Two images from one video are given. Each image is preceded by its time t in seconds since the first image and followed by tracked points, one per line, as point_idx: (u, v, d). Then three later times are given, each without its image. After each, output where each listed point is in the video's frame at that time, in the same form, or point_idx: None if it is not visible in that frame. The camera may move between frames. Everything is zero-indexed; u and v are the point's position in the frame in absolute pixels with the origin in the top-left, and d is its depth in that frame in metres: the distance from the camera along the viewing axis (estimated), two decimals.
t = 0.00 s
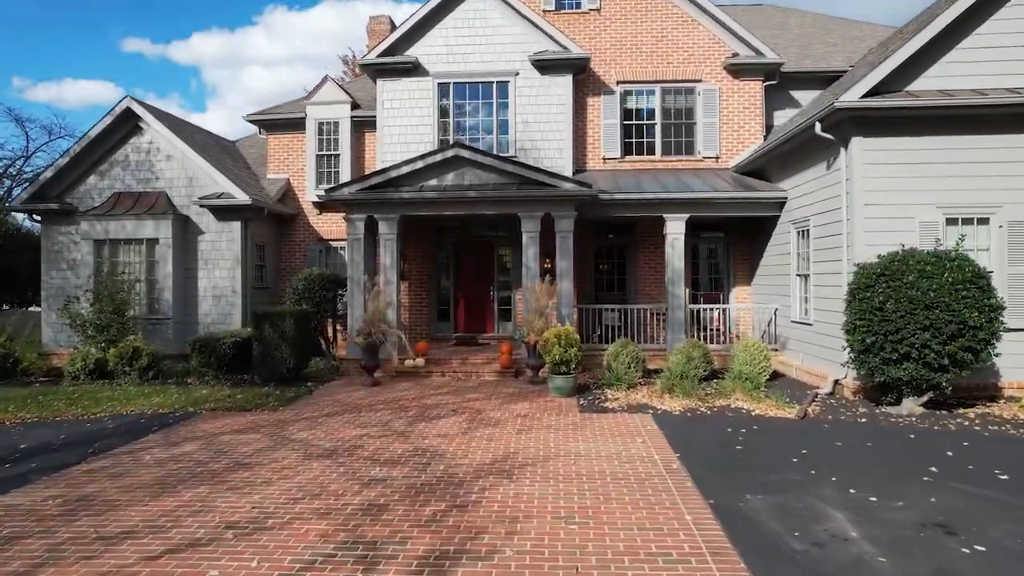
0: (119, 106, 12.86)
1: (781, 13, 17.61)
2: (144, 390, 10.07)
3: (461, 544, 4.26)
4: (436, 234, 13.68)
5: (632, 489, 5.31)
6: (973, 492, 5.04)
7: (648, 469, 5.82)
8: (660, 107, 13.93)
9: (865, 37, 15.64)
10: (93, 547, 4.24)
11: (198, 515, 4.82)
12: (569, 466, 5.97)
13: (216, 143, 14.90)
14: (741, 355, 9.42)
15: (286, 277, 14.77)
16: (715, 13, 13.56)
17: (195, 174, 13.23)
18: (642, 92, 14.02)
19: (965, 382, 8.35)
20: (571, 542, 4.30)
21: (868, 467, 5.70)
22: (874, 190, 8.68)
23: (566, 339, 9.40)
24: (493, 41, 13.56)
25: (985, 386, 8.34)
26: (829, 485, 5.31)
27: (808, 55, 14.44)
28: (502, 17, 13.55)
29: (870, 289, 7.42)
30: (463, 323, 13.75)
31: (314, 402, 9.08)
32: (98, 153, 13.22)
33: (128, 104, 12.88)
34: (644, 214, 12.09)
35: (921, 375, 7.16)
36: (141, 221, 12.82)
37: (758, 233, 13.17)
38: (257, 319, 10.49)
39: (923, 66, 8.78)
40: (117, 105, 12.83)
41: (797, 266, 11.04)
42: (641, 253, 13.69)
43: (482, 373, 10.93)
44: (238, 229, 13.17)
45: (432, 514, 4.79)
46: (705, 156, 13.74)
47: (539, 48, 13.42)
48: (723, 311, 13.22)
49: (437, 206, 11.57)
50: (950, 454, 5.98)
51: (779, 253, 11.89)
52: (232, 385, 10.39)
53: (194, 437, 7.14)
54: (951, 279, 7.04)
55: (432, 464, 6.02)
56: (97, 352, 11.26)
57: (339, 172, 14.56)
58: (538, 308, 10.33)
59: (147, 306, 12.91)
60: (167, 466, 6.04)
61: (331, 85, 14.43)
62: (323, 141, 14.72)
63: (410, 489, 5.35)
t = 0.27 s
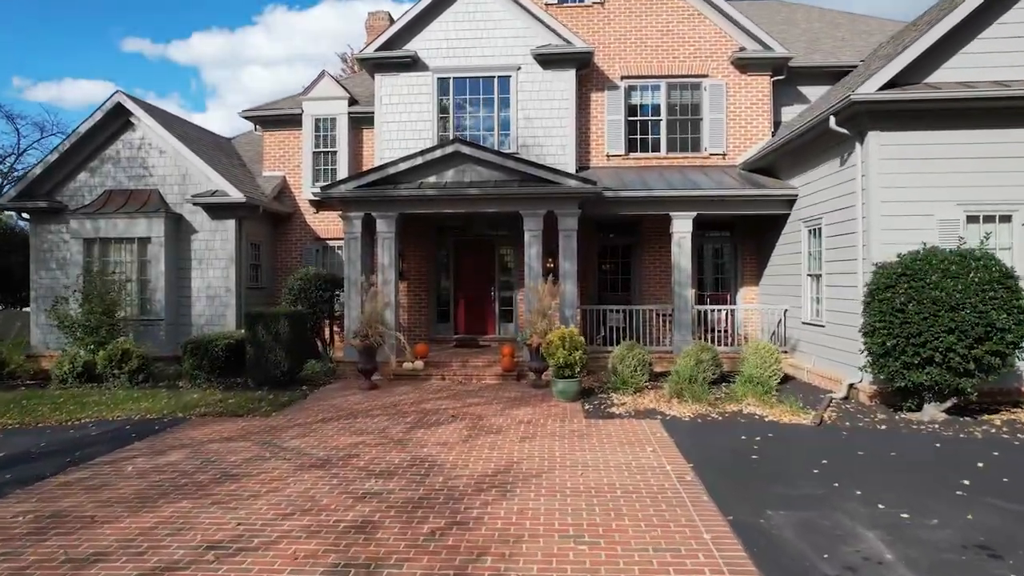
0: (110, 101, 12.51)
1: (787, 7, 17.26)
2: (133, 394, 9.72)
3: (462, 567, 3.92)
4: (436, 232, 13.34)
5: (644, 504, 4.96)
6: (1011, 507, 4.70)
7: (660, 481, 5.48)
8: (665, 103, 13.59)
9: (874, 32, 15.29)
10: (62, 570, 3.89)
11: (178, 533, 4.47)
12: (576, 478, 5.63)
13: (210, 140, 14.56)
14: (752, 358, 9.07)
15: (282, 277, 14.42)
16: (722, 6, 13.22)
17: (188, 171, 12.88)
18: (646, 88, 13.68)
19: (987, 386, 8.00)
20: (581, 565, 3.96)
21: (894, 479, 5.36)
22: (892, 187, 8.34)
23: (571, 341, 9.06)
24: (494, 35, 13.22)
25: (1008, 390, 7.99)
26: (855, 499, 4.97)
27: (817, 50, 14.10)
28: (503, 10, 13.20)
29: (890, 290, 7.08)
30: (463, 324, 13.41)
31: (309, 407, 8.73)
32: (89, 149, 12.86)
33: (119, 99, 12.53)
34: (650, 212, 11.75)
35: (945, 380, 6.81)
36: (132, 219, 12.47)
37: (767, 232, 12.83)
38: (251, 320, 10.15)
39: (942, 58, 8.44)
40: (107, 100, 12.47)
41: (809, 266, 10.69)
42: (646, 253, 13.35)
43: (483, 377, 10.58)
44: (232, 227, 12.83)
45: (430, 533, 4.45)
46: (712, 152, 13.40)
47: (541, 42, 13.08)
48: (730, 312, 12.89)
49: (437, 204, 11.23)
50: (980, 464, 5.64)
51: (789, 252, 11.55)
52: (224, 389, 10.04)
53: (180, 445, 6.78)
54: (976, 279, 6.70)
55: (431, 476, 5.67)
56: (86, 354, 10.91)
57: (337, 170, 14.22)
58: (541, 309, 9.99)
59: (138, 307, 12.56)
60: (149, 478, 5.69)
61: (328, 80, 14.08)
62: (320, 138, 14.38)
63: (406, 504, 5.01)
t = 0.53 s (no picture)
0: (100, 95, 12.15)
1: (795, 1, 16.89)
2: (121, 398, 9.36)
3: None
4: (436, 231, 13.00)
5: (659, 522, 4.62)
6: None
7: (674, 496, 5.14)
8: (671, 98, 13.26)
9: (885, 26, 14.93)
10: None
11: (155, 554, 4.12)
12: (584, 491, 5.29)
13: (204, 136, 14.21)
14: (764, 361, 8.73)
15: (277, 277, 14.08)
16: None
17: (181, 168, 12.52)
18: (652, 83, 13.33)
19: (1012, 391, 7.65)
20: None
21: (926, 493, 5.00)
22: (911, 183, 7.99)
23: (576, 343, 8.71)
24: (496, 28, 12.87)
25: None
26: (886, 515, 4.62)
27: (826, 44, 13.74)
28: (505, 2, 12.85)
29: (914, 290, 6.73)
30: (463, 325, 13.06)
31: (303, 412, 8.38)
32: (78, 145, 12.51)
33: (109, 94, 12.18)
34: (655, 211, 11.40)
35: (972, 386, 6.47)
36: (123, 217, 12.11)
37: (776, 231, 12.49)
38: (244, 321, 9.80)
39: (964, 48, 8.09)
40: (97, 95, 12.12)
41: (821, 266, 10.34)
42: (651, 252, 13.01)
43: (483, 381, 10.23)
44: (226, 226, 12.48)
45: (429, 555, 4.10)
46: (718, 149, 13.07)
47: (544, 36, 12.73)
48: (738, 313, 12.55)
49: (436, 202, 10.88)
50: (1015, 476, 5.29)
51: (800, 252, 11.19)
52: (216, 393, 9.69)
53: (166, 454, 6.43)
54: (1007, 279, 6.35)
55: (430, 490, 5.33)
56: (74, 357, 10.55)
57: (334, 167, 13.88)
58: (545, 310, 9.65)
59: (129, 308, 12.21)
60: (129, 490, 5.34)
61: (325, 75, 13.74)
62: (317, 135, 14.04)
63: (403, 522, 4.66)
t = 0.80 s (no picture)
0: (89, 90, 11.79)
1: None
2: (108, 402, 9.00)
3: None
4: (435, 230, 12.65)
5: (676, 543, 4.26)
6: None
7: (691, 513, 4.79)
8: (677, 94, 12.93)
9: (896, 20, 14.57)
10: None
11: None
12: (594, 506, 4.94)
13: (198, 133, 13.86)
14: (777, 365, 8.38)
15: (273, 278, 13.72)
16: None
17: (173, 165, 12.16)
18: (657, 78, 12.99)
19: None
20: None
21: (963, 509, 4.65)
22: (933, 179, 7.63)
23: (581, 346, 8.35)
24: (497, 21, 12.51)
25: None
26: (923, 535, 4.26)
27: (836, 38, 13.39)
28: None
29: (940, 290, 6.38)
30: (464, 327, 12.71)
31: (296, 418, 8.03)
32: (68, 141, 12.15)
33: (99, 89, 11.83)
34: (662, 208, 11.05)
35: (1002, 392, 6.12)
36: (113, 216, 11.75)
37: (785, 230, 12.15)
38: (236, 322, 9.46)
39: (987, 38, 7.74)
40: (87, 89, 11.76)
41: (834, 265, 9.99)
42: (657, 252, 12.66)
43: (485, 385, 9.88)
44: (220, 224, 12.13)
45: None
46: (726, 146, 12.75)
47: (547, 29, 12.38)
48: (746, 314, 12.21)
49: (436, 199, 10.53)
50: None
51: (811, 251, 10.84)
52: (208, 397, 9.33)
53: (149, 464, 6.07)
54: None
55: (429, 505, 4.98)
56: (60, 361, 10.19)
57: (331, 164, 13.55)
58: (548, 311, 9.31)
59: (120, 309, 11.86)
60: (107, 505, 4.98)
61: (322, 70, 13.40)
62: (314, 131, 13.69)
63: (399, 543, 4.31)
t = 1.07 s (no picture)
0: (78, 84, 11.43)
1: None
2: (95, 407, 8.65)
3: None
4: (435, 228, 12.31)
5: (698, 567, 3.91)
6: None
7: (711, 532, 4.45)
8: (684, 88, 12.58)
9: (906, 13, 14.21)
10: None
11: None
12: (606, 524, 4.60)
13: (191, 129, 13.50)
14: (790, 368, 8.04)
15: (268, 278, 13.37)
16: None
17: (164, 161, 11.81)
18: (663, 72, 12.65)
19: None
20: None
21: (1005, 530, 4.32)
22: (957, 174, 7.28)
23: (588, 349, 8.00)
24: (498, 14, 12.16)
25: None
26: (966, 559, 3.93)
27: (847, 31, 13.03)
28: None
29: (968, 292, 6.08)
30: (464, 328, 12.36)
31: (290, 425, 7.69)
32: (56, 137, 11.79)
33: (88, 83, 11.47)
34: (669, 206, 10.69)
35: None
36: (102, 213, 11.38)
37: (795, 228, 11.83)
38: (227, 324, 9.09)
39: (1013, 27, 7.40)
40: (75, 83, 11.40)
41: (848, 265, 9.63)
42: (663, 251, 12.32)
43: (486, 389, 9.54)
44: (213, 223, 11.79)
45: None
46: (734, 142, 12.41)
47: (550, 21, 12.03)
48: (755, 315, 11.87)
49: (435, 196, 10.19)
50: None
51: (823, 250, 10.49)
52: (199, 402, 8.98)
53: (131, 475, 5.72)
54: None
55: (428, 523, 4.63)
56: (47, 364, 9.83)
57: (329, 161, 13.20)
58: (553, 312, 8.96)
59: (110, 310, 11.51)
60: (81, 522, 4.63)
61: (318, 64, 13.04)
62: (310, 127, 13.35)
63: (396, 566, 3.96)
